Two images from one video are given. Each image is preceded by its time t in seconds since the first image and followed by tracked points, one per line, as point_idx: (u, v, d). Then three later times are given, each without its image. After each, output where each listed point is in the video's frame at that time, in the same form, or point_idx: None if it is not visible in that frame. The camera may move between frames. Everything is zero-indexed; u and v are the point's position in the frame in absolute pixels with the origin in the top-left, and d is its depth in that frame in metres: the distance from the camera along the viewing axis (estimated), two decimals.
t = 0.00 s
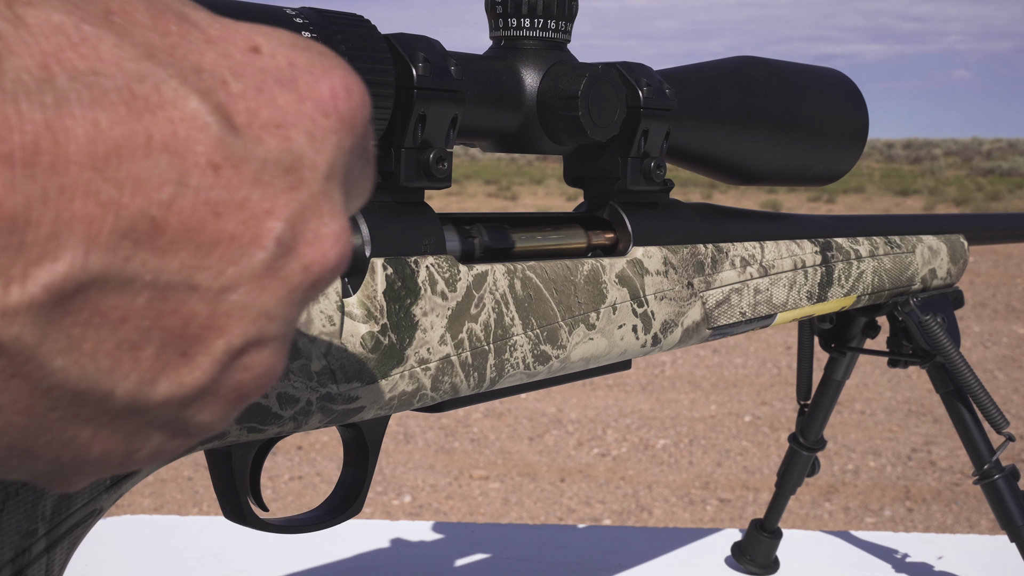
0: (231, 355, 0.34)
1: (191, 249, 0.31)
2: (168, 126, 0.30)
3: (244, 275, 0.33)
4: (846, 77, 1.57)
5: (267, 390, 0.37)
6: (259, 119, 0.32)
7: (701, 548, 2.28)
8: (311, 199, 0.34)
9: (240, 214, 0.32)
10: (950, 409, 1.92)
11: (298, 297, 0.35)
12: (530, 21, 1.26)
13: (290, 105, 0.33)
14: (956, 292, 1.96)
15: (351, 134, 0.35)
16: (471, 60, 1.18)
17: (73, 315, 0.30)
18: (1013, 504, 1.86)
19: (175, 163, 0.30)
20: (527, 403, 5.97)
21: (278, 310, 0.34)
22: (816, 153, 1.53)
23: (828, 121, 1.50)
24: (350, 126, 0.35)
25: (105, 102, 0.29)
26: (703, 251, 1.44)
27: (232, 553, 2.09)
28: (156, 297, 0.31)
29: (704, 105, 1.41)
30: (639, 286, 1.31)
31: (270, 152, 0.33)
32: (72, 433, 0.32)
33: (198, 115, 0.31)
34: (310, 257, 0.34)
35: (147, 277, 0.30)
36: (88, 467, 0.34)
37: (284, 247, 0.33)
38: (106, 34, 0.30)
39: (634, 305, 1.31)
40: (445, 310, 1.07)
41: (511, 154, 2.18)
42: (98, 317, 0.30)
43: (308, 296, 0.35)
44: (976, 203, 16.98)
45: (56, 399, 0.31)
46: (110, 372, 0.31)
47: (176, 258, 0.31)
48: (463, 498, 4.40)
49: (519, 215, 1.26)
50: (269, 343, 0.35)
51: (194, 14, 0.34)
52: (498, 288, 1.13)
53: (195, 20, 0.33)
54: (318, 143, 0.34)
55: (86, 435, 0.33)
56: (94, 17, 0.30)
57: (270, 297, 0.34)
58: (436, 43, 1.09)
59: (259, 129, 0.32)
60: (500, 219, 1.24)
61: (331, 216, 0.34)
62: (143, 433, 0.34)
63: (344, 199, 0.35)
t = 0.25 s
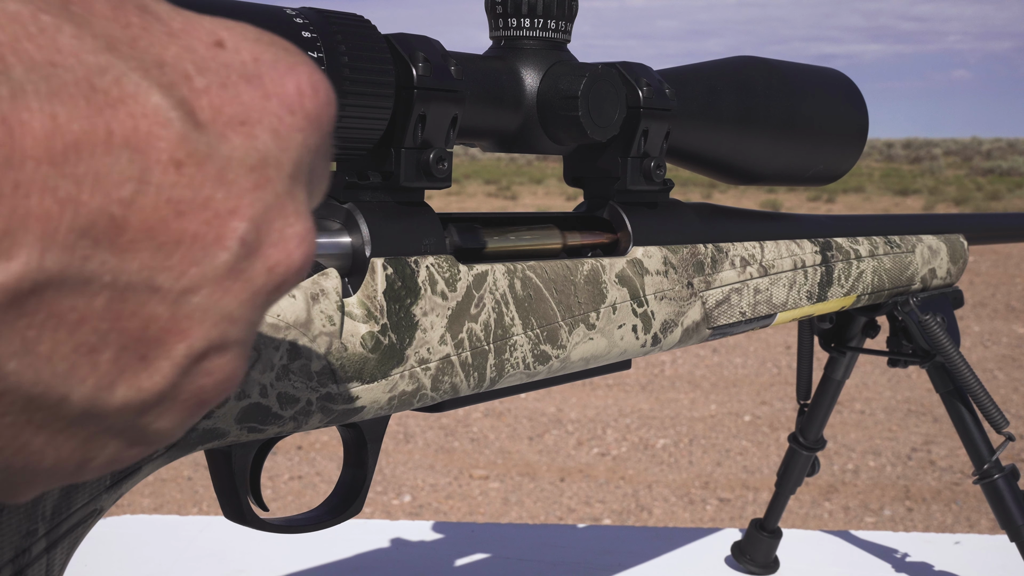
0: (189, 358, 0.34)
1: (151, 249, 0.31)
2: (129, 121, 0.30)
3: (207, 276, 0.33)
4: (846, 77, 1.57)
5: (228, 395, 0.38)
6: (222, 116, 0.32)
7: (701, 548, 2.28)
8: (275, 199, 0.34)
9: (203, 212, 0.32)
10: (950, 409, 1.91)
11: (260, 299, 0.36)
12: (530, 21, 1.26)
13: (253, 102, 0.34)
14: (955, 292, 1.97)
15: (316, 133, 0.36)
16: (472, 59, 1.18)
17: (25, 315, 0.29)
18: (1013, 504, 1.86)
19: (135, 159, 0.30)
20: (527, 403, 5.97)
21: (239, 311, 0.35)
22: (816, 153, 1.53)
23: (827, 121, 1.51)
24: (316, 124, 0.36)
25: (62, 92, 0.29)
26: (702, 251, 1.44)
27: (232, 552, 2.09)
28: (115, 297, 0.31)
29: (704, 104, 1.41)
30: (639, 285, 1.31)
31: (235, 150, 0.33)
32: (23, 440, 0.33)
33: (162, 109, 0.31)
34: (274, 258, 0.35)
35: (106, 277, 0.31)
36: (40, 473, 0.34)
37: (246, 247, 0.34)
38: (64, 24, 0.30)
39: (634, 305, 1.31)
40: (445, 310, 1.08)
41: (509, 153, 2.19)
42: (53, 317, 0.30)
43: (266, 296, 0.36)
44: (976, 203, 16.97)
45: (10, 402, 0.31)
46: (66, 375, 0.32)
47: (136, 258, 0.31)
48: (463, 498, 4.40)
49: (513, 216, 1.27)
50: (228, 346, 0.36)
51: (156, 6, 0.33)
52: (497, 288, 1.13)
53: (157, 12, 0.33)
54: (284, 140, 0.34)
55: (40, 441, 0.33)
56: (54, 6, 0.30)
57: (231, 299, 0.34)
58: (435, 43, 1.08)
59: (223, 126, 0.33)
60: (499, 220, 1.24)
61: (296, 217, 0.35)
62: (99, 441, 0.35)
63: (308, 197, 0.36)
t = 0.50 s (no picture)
0: (147, 368, 0.34)
1: (110, 252, 0.31)
2: (90, 120, 0.29)
3: (167, 283, 0.33)
4: (847, 77, 1.57)
5: (185, 405, 0.37)
6: (186, 117, 0.32)
7: (701, 548, 2.28)
8: (238, 204, 0.34)
9: (164, 216, 0.31)
10: (950, 409, 1.92)
11: (221, 306, 0.35)
12: (530, 21, 1.26)
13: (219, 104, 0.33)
14: (956, 292, 1.96)
15: (281, 136, 0.35)
16: (472, 59, 1.18)
17: None
18: (1013, 503, 1.86)
19: (94, 160, 0.29)
20: (527, 403, 5.97)
21: (199, 320, 0.34)
22: (817, 153, 1.53)
23: (828, 121, 1.51)
24: (281, 128, 0.35)
25: (19, 91, 0.28)
26: (703, 251, 1.44)
27: (231, 552, 2.09)
28: (72, 303, 0.31)
29: (704, 104, 1.41)
30: (640, 285, 1.31)
31: (198, 152, 0.32)
32: None
33: (123, 110, 0.30)
34: (236, 265, 0.34)
35: (64, 281, 0.30)
36: None
37: (207, 253, 0.33)
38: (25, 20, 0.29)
39: (634, 305, 1.31)
40: (445, 310, 1.08)
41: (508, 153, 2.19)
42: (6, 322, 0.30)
43: (226, 304, 0.35)
44: (976, 203, 16.97)
45: None
46: (19, 382, 0.31)
47: (93, 263, 0.30)
48: (463, 498, 4.40)
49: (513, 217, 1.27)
50: (186, 356, 0.35)
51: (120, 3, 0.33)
52: (498, 288, 1.13)
53: (121, 8, 0.32)
54: (249, 144, 0.34)
55: None
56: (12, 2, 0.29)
57: (190, 307, 0.34)
58: (435, 43, 1.08)
59: (187, 127, 0.32)
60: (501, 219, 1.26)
61: (259, 222, 0.35)
62: (49, 452, 0.35)
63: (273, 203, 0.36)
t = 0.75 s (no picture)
0: (83, 384, 0.33)
1: (47, 261, 0.30)
2: (28, 123, 0.28)
3: (107, 293, 0.32)
4: (846, 76, 1.57)
5: (124, 422, 0.36)
6: (131, 121, 0.31)
7: (700, 548, 2.28)
8: (185, 211, 0.33)
9: (106, 223, 0.31)
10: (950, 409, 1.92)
11: (166, 319, 0.34)
12: (530, 21, 1.26)
13: (166, 108, 0.32)
14: (955, 292, 1.96)
15: (231, 145, 0.34)
16: (471, 59, 1.18)
17: None
18: (1013, 504, 1.86)
19: (32, 163, 0.28)
20: (527, 403, 5.97)
21: (142, 332, 0.34)
22: (817, 153, 1.53)
23: (828, 121, 1.51)
24: (231, 136, 0.34)
25: None
26: (702, 251, 1.44)
27: (231, 553, 2.09)
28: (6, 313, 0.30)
29: (704, 105, 1.41)
30: (639, 285, 1.31)
31: (143, 157, 0.31)
32: None
33: (63, 114, 0.29)
34: (181, 276, 0.33)
35: None
36: None
37: (150, 264, 0.32)
38: None
39: (634, 305, 1.31)
40: (445, 311, 1.08)
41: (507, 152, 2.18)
42: None
43: (172, 318, 0.35)
44: (976, 203, 16.98)
45: None
46: None
47: (30, 272, 0.30)
48: (463, 498, 4.40)
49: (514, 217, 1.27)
50: (127, 371, 0.34)
51: None
52: (497, 288, 1.13)
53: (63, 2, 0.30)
54: (197, 150, 0.33)
55: None
56: None
57: (132, 320, 0.33)
58: (435, 43, 1.08)
59: (132, 131, 0.31)
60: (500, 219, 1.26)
61: (206, 231, 0.34)
62: None
63: (222, 211, 0.35)
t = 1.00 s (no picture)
0: (44, 393, 0.34)
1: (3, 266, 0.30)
2: None
3: (66, 300, 0.32)
4: (845, 75, 1.57)
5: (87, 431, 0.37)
6: (89, 122, 0.31)
7: (700, 548, 2.27)
8: (147, 216, 0.33)
9: (62, 228, 0.31)
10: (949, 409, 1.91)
11: (128, 326, 0.35)
12: (530, 21, 1.25)
13: (127, 109, 0.32)
14: (954, 292, 1.96)
15: (196, 147, 0.34)
16: (470, 59, 1.18)
17: None
18: (1013, 504, 1.86)
19: None
20: (526, 403, 5.97)
21: (102, 339, 0.34)
22: (816, 152, 1.53)
23: (827, 121, 1.51)
24: (195, 138, 0.34)
25: None
26: (702, 251, 1.44)
27: (230, 553, 2.09)
28: None
29: (703, 105, 1.41)
30: (639, 286, 1.31)
31: (102, 160, 0.31)
32: None
33: (18, 115, 0.29)
34: (142, 281, 0.33)
35: None
36: None
37: (111, 270, 0.33)
38: None
39: (633, 305, 1.31)
40: (445, 311, 1.08)
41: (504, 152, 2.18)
42: None
43: (136, 325, 0.35)
44: (976, 203, 16.98)
45: None
46: None
47: None
48: (463, 498, 4.40)
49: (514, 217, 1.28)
50: (90, 380, 0.35)
51: None
52: (497, 288, 1.13)
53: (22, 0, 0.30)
54: (159, 153, 0.33)
55: None
56: None
57: (93, 327, 0.34)
58: (434, 43, 1.08)
59: (90, 132, 0.31)
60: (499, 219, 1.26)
61: (170, 237, 0.34)
62: None
63: (187, 216, 0.35)
